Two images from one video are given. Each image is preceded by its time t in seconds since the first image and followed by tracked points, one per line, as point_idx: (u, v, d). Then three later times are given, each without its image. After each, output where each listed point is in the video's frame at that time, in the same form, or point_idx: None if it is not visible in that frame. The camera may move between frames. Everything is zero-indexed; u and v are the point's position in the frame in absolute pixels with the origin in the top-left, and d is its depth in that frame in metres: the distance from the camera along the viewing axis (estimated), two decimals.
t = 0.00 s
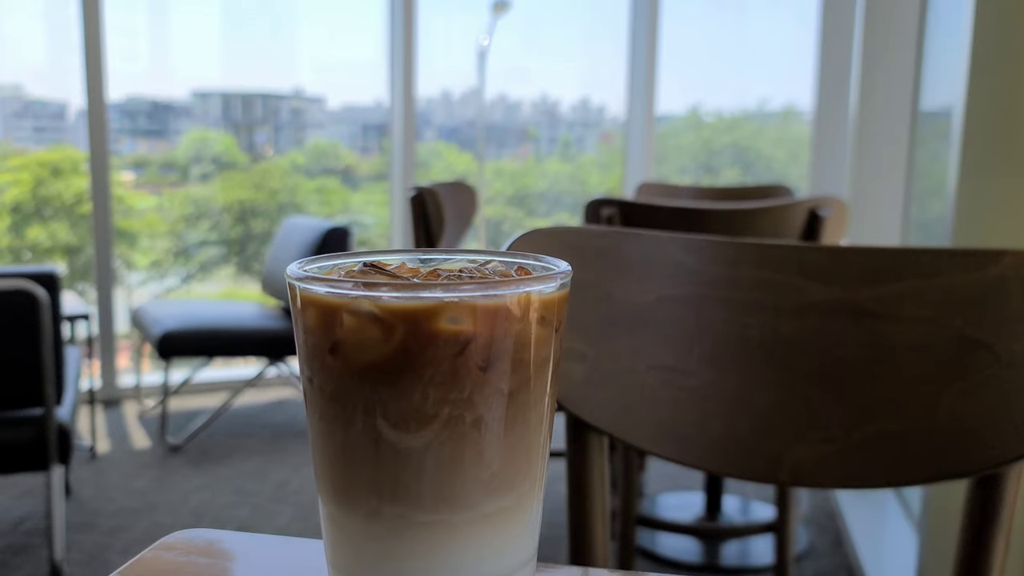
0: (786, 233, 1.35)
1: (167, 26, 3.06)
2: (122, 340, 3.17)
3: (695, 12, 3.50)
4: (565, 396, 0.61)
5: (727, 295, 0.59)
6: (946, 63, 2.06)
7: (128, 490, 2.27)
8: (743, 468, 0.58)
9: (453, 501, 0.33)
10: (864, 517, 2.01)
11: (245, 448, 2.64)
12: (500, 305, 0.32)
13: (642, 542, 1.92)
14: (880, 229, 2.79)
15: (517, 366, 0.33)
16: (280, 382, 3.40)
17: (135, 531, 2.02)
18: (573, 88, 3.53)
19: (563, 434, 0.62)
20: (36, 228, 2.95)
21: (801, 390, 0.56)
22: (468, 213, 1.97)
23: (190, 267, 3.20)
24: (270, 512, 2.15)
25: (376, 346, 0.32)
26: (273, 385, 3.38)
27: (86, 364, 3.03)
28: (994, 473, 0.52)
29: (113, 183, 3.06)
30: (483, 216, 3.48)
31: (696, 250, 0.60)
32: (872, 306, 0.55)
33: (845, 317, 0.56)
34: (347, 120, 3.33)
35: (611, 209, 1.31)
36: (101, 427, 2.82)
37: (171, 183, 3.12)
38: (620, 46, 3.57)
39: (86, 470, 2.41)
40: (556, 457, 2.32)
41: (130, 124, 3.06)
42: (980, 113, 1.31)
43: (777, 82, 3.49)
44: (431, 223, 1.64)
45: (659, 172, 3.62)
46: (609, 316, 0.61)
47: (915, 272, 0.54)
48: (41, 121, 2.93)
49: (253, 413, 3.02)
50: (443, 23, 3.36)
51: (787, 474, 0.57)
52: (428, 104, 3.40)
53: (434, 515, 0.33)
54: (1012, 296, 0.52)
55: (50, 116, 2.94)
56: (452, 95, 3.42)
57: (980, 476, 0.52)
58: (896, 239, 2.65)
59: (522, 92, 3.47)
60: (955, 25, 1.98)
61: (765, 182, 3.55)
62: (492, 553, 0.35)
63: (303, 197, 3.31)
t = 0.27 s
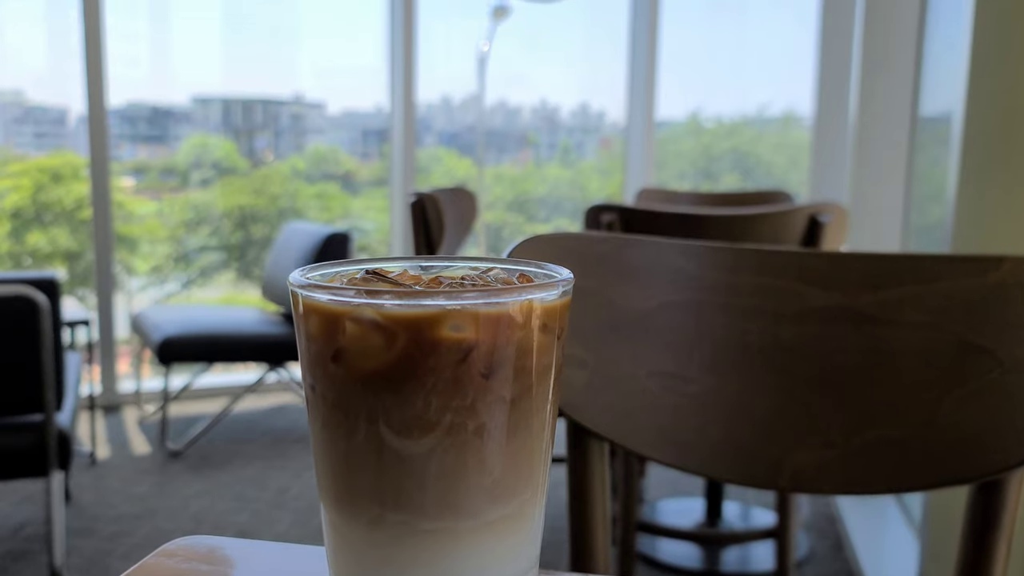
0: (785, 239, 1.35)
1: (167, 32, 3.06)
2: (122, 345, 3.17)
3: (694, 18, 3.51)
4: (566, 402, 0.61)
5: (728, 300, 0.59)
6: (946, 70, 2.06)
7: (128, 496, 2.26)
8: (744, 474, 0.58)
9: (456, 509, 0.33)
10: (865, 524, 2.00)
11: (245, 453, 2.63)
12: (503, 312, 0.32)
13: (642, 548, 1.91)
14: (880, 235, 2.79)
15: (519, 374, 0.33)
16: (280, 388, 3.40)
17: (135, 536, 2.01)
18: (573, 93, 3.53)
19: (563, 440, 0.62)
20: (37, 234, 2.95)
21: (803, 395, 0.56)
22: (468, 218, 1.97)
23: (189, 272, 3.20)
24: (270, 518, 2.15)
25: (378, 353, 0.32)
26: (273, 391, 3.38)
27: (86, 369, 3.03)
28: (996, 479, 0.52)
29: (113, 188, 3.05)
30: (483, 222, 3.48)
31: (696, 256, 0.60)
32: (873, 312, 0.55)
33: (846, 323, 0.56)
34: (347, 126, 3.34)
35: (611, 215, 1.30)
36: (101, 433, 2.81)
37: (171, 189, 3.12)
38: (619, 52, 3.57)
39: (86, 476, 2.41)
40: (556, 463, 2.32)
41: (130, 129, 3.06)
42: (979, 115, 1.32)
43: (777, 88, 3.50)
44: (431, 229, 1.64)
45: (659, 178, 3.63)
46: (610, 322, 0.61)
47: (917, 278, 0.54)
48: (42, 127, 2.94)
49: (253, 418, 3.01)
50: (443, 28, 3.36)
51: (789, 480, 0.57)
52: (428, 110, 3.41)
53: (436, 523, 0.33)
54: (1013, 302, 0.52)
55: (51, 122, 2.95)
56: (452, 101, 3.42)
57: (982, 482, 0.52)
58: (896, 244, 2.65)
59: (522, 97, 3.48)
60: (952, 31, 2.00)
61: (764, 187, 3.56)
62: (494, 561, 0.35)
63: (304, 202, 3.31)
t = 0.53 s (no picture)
0: (783, 243, 1.36)
1: (169, 38, 3.07)
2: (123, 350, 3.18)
3: (693, 24, 3.52)
4: (565, 407, 0.62)
5: (725, 306, 0.59)
6: (943, 78, 2.08)
7: (129, 500, 2.27)
8: (742, 478, 0.58)
9: (457, 512, 0.34)
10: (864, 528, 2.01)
11: (246, 457, 2.64)
12: (503, 319, 0.33)
13: (641, 551, 1.92)
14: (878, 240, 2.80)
15: (519, 379, 0.34)
16: (280, 392, 3.40)
17: (136, 541, 2.02)
18: (572, 100, 3.55)
19: (563, 444, 0.63)
20: (39, 239, 2.95)
21: (799, 400, 0.57)
22: (468, 224, 1.98)
23: (191, 277, 3.20)
24: (271, 522, 2.15)
25: (381, 360, 0.33)
26: (274, 395, 3.38)
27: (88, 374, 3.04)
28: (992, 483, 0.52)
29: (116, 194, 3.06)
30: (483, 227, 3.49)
31: (694, 262, 0.61)
32: (869, 317, 0.56)
33: (842, 329, 0.56)
34: (348, 132, 3.35)
35: (610, 220, 1.32)
36: (103, 437, 2.82)
37: (173, 195, 3.13)
38: (619, 57, 3.59)
39: (88, 480, 2.42)
40: (556, 467, 2.33)
41: (133, 135, 3.06)
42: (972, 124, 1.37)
43: (775, 94, 3.51)
44: (432, 234, 1.65)
45: (658, 184, 3.63)
46: (608, 328, 0.62)
47: (912, 283, 0.55)
48: (45, 133, 2.95)
49: (253, 422, 3.02)
50: (444, 35, 3.37)
51: (785, 484, 0.57)
52: (428, 116, 3.40)
53: (437, 526, 0.34)
54: (1008, 308, 0.52)
55: (54, 128, 2.95)
56: (452, 108, 3.42)
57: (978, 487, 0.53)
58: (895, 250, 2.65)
59: (522, 103, 3.49)
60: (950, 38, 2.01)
61: (762, 193, 3.57)
62: (495, 564, 0.35)
63: (305, 208, 3.32)
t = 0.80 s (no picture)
0: (780, 249, 1.36)
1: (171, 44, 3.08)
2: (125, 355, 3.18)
3: (692, 30, 3.54)
4: (565, 411, 0.62)
5: (723, 311, 0.60)
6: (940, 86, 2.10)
7: (131, 505, 2.27)
8: (741, 482, 0.59)
9: (459, 518, 0.34)
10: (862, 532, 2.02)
11: (247, 462, 2.64)
12: (504, 326, 0.33)
13: (641, 555, 1.92)
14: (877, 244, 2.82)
15: (520, 385, 0.35)
16: (281, 397, 3.41)
17: (138, 545, 2.02)
18: (570, 106, 3.56)
19: (563, 450, 0.63)
20: (41, 244, 2.96)
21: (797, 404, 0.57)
22: (468, 229, 1.98)
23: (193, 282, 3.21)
24: (272, 526, 2.15)
25: (384, 367, 0.33)
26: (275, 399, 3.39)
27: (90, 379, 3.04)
28: (990, 487, 0.53)
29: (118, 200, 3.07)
30: (483, 232, 3.50)
31: (693, 268, 0.61)
32: (865, 322, 0.56)
33: (840, 334, 0.57)
34: (349, 138, 3.36)
35: (609, 225, 1.33)
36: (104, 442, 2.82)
37: (175, 200, 3.14)
38: (618, 63, 3.61)
39: (89, 485, 2.42)
40: (556, 471, 2.33)
41: (134, 140, 3.07)
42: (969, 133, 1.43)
43: (773, 100, 3.53)
44: (433, 239, 1.65)
45: (656, 189, 3.64)
46: (608, 333, 0.62)
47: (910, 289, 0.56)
48: (47, 139, 2.95)
49: (254, 427, 3.02)
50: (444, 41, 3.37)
51: (784, 488, 0.58)
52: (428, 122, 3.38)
53: (439, 531, 0.34)
54: (1006, 313, 0.53)
55: (56, 134, 2.96)
56: (451, 114, 3.42)
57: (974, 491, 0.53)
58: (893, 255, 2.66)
59: (522, 109, 3.50)
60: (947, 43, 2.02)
61: (760, 198, 3.58)
62: (496, 569, 0.36)
63: (306, 213, 3.33)
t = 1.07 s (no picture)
0: (778, 255, 1.37)
1: (174, 52, 3.09)
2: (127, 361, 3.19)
3: (691, 38, 3.55)
4: (564, 418, 0.63)
5: (722, 318, 0.61)
6: (937, 94, 2.12)
7: (133, 510, 2.27)
8: (740, 489, 0.59)
9: (460, 525, 0.35)
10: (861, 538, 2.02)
11: (248, 467, 2.64)
12: (505, 334, 0.34)
13: (641, 560, 1.92)
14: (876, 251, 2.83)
15: (521, 393, 0.35)
16: (282, 403, 3.41)
17: (139, 551, 2.02)
18: (570, 114, 3.58)
19: (563, 457, 0.64)
20: (44, 251, 2.97)
21: (795, 411, 0.58)
22: (469, 236, 1.99)
23: (195, 288, 3.21)
24: (274, 532, 2.15)
25: (386, 375, 0.34)
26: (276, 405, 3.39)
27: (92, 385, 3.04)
28: (988, 493, 0.53)
29: (121, 207, 3.08)
30: (483, 239, 3.50)
31: (692, 275, 0.62)
32: (862, 329, 0.57)
33: (838, 340, 0.58)
34: (350, 145, 3.37)
35: (609, 232, 1.34)
36: (106, 448, 2.82)
37: (177, 207, 3.15)
38: (617, 71, 3.62)
39: (91, 491, 2.42)
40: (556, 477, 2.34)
41: (137, 148, 3.08)
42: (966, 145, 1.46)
43: (771, 107, 3.54)
44: (433, 246, 1.66)
45: (655, 196, 3.65)
46: (608, 340, 0.63)
47: (908, 296, 0.56)
48: (50, 147, 2.96)
49: (255, 432, 3.03)
50: (445, 49, 3.38)
51: (783, 494, 0.58)
52: (429, 130, 3.41)
53: (441, 539, 0.35)
54: (1003, 319, 0.54)
55: (59, 141, 2.97)
56: (452, 122, 3.44)
57: (973, 497, 0.53)
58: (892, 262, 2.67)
59: (522, 117, 3.52)
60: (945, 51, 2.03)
61: (757, 205, 3.59)
62: None
63: (307, 220, 3.34)
